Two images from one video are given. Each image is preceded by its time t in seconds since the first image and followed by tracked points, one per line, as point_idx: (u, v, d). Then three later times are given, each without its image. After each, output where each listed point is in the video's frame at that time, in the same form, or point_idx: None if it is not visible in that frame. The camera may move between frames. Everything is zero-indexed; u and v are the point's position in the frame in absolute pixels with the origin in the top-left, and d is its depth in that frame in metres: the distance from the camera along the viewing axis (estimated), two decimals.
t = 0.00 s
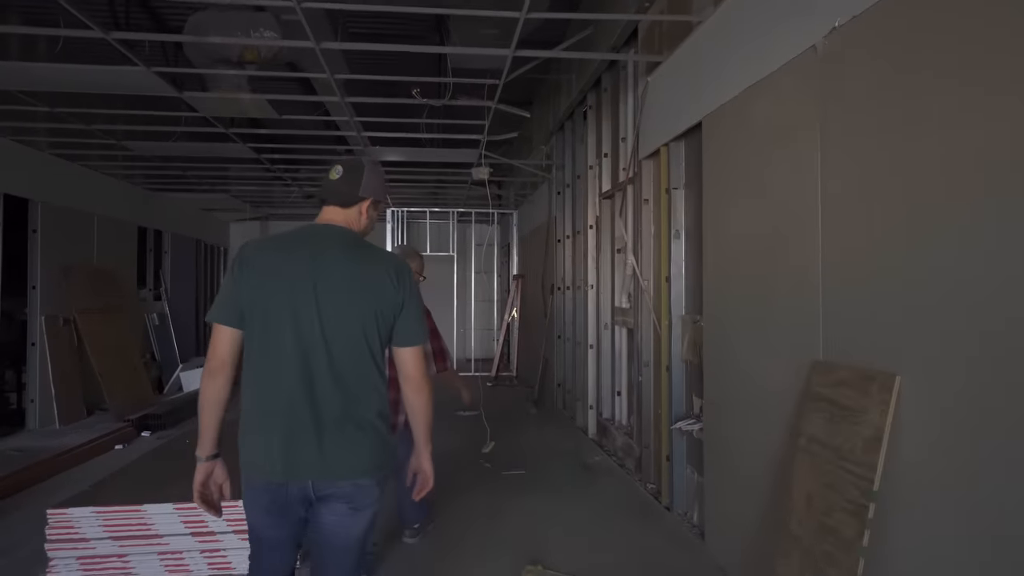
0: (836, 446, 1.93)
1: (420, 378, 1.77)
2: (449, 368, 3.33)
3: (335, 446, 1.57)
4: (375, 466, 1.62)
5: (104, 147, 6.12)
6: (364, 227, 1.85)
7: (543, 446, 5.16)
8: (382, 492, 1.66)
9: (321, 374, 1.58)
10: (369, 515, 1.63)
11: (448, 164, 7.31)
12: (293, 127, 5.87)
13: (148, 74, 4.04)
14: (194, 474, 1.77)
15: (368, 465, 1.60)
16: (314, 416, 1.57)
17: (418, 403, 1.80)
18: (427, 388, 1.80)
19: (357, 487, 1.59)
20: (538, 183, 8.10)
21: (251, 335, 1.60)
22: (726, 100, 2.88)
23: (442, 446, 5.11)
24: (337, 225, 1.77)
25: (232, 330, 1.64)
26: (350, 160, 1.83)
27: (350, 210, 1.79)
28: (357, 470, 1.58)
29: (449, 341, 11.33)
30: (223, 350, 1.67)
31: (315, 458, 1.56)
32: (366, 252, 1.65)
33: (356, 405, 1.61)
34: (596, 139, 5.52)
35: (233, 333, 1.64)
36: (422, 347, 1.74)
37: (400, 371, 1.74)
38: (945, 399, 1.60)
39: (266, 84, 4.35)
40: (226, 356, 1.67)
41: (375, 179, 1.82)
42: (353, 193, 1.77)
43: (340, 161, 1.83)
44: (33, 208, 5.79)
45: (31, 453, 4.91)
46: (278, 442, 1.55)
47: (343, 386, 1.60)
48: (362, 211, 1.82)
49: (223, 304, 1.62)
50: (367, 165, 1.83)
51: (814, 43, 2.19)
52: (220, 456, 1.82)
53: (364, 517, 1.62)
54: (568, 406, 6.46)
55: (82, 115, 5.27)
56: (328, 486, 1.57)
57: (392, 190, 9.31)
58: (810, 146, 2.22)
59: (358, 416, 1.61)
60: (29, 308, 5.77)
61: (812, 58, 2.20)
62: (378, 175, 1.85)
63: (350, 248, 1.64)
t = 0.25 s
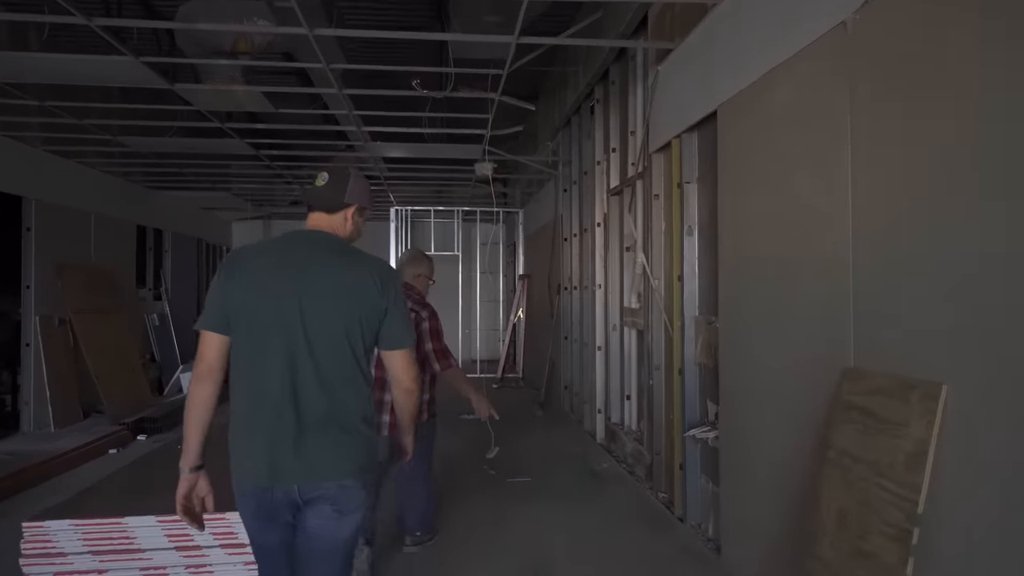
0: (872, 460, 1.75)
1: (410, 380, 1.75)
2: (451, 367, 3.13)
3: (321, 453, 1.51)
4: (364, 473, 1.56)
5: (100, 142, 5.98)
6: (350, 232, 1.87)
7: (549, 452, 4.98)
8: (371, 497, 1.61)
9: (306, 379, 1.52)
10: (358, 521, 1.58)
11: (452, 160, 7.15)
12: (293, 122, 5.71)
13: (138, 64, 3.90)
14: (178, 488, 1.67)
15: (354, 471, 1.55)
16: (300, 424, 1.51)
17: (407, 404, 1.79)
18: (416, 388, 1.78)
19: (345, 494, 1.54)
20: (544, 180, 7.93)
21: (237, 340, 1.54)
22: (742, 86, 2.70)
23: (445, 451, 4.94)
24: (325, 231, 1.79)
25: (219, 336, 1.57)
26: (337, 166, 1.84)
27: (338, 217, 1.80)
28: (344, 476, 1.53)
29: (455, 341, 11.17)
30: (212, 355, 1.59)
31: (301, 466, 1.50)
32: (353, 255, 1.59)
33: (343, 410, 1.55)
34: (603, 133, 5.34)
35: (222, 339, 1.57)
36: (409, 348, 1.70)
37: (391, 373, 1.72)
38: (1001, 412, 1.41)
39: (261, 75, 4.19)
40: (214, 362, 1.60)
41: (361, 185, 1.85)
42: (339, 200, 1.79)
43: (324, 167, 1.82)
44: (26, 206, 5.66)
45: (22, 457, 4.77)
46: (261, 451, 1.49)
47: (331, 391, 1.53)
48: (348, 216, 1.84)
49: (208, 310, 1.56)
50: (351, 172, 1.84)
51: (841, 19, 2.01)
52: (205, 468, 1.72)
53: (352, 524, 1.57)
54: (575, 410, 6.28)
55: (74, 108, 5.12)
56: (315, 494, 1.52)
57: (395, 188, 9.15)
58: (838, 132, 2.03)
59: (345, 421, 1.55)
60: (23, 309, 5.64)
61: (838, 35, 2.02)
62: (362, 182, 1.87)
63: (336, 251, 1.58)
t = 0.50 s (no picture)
0: (917, 484, 1.57)
1: (376, 383, 1.71)
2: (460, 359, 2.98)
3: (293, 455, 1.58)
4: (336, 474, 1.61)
5: (107, 141, 5.91)
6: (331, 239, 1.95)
7: (563, 459, 4.81)
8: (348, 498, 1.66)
9: (277, 385, 1.59)
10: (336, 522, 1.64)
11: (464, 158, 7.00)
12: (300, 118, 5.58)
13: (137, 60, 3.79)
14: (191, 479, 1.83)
15: (326, 472, 1.60)
16: (272, 427, 1.58)
17: (378, 409, 1.74)
18: (387, 392, 1.74)
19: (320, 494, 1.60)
20: (558, 178, 7.76)
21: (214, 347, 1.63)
22: (766, 74, 2.51)
23: (455, 457, 4.80)
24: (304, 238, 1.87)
25: (200, 345, 1.66)
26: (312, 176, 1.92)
27: (311, 222, 1.88)
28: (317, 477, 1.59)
29: (468, 343, 11.04)
30: (196, 362, 1.68)
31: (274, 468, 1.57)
32: (320, 263, 1.64)
33: (315, 413, 1.61)
34: (618, 129, 5.17)
35: (202, 347, 1.66)
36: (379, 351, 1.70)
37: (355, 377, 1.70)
38: None
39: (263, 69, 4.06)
40: (198, 369, 1.69)
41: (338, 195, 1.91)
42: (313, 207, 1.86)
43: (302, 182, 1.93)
44: (33, 206, 5.60)
45: (26, 461, 4.70)
46: (237, 453, 1.58)
47: (300, 395, 1.60)
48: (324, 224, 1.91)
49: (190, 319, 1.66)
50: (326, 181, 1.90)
51: None
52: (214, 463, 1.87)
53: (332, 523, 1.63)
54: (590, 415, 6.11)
55: (78, 106, 5.04)
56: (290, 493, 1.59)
57: (407, 187, 9.03)
58: (875, 120, 1.84)
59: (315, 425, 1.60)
60: (29, 310, 5.58)
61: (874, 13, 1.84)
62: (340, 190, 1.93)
63: (304, 260, 1.64)
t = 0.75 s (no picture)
0: (981, 510, 1.36)
1: (357, 372, 1.78)
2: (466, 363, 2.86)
3: (281, 443, 1.72)
4: (322, 458, 1.74)
5: (127, 141, 5.89)
6: (328, 234, 1.96)
7: (586, 466, 4.63)
8: (340, 480, 1.79)
9: (262, 378, 1.74)
10: (328, 502, 1.78)
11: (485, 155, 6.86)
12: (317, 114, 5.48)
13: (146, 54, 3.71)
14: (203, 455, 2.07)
15: (313, 458, 1.73)
16: (256, 417, 1.73)
17: (358, 399, 1.79)
18: (368, 382, 1.81)
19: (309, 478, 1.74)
20: (581, 175, 7.57)
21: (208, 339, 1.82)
22: (799, 53, 2.31)
23: (474, 462, 4.64)
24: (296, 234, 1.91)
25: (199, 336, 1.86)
26: (308, 171, 1.94)
27: (299, 213, 1.90)
28: (303, 462, 1.72)
29: (493, 343, 10.89)
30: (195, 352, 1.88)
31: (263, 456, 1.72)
32: (297, 262, 1.77)
33: (299, 402, 1.75)
34: (643, 122, 4.97)
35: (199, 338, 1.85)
36: (359, 342, 1.78)
37: (335, 367, 1.78)
38: None
39: (274, 62, 3.96)
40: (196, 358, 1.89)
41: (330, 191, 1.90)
42: (303, 204, 1.89)
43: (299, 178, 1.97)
44: (54, 206, 5.59)
45: (44, 462, 4.66)
46: (230, 442, 1.74)
47: (277, 383, 1.74)
48: (315, 218, 1.92)
49: (192, 316, 1.87)
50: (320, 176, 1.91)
51: None
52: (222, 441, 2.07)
53: (324, 502, 1.78)
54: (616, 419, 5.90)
55: (95, 105, 5.01)
56: (280, 478, 1.73)
57: (429, 186, 8.91)
58: (926, 96, 1.63)
59: (300, 414, 1.74)
60: (51, 310, 5.58)
61: None
62: (334, 186, 1.92)
63: (282, 261, 1.77)
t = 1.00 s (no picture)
0: None
1: (353, 387, 1.68)
2: (472, 359, 3.08)
3: (281, 451, 1.65)
4: (322, 469, 1.66)
5: (154, 142, 5.88)
6: (344, 249, 1.96)
7: (615, 475, 4.44)
8: (341, 491, 1.71)
9: (266, 384, 1.68)
10: (327, 515, 1.70)
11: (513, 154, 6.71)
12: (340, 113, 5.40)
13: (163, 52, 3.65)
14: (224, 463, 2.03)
15: (311, 468, 1.66)
16: (264, 425, 1.66)
17: (357, 413, 1.69)
18: (368, 396, 1.70)
19: (308, 488, 1.66)
20: (612, 174, 7.37)
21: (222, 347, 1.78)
22: (841, 35, 2.10)
23: (498, 470, 4.49)
24: (313, 248, 1.91)
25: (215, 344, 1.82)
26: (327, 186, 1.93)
27: (318, 232, 1.89)
28: (302, 471, 1.65)
29: (523, 345, 10.73)
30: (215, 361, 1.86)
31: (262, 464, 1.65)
32: (305, 268, 1.71)
33: (300, 409, 1.67)
34: (674, 116, 4.76)
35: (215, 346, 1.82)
36: (359, 351, 1.68)
37: (333, 379, 1.68)
38: None
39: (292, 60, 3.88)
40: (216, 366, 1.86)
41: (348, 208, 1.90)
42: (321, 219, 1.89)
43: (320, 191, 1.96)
44: (83, 209, 5.63)
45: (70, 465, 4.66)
46: (233, 448, 1.69)
47: (286, 391, 1.68)
48: (334, 235, 1.92)
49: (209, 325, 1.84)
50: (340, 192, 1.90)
51: None
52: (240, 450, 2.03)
53: (323, 513, 1.70)
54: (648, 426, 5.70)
55: (120, 108, 5.00)
56: (278, 486, 1.66)
57: (458, 186, 8.81)
58: (988, 76, 1.43)
59: (301, 421, 1.67)
60: (80, 311, 5.61)
61: None
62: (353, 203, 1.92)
63: (292, 265, 1.72)
